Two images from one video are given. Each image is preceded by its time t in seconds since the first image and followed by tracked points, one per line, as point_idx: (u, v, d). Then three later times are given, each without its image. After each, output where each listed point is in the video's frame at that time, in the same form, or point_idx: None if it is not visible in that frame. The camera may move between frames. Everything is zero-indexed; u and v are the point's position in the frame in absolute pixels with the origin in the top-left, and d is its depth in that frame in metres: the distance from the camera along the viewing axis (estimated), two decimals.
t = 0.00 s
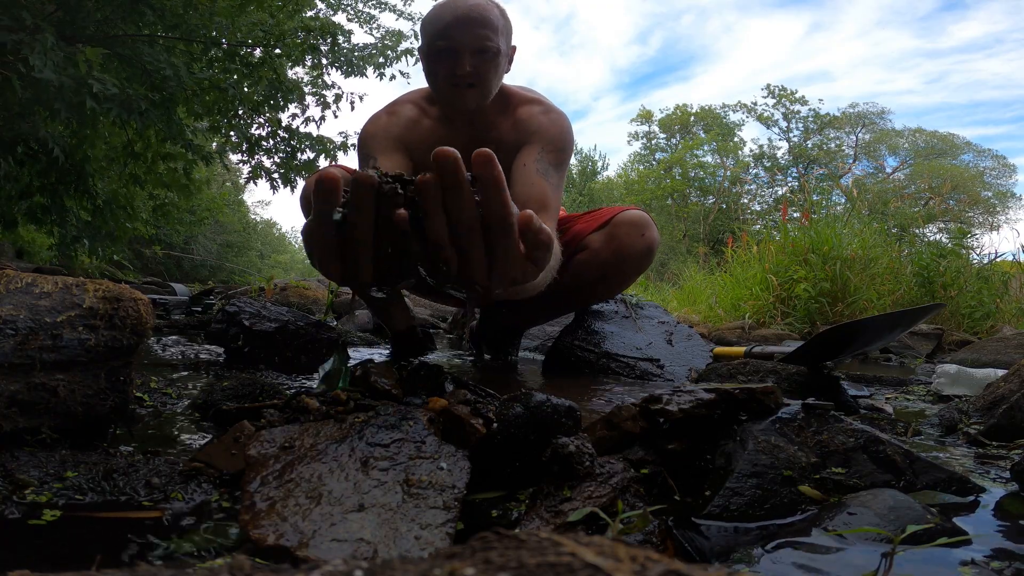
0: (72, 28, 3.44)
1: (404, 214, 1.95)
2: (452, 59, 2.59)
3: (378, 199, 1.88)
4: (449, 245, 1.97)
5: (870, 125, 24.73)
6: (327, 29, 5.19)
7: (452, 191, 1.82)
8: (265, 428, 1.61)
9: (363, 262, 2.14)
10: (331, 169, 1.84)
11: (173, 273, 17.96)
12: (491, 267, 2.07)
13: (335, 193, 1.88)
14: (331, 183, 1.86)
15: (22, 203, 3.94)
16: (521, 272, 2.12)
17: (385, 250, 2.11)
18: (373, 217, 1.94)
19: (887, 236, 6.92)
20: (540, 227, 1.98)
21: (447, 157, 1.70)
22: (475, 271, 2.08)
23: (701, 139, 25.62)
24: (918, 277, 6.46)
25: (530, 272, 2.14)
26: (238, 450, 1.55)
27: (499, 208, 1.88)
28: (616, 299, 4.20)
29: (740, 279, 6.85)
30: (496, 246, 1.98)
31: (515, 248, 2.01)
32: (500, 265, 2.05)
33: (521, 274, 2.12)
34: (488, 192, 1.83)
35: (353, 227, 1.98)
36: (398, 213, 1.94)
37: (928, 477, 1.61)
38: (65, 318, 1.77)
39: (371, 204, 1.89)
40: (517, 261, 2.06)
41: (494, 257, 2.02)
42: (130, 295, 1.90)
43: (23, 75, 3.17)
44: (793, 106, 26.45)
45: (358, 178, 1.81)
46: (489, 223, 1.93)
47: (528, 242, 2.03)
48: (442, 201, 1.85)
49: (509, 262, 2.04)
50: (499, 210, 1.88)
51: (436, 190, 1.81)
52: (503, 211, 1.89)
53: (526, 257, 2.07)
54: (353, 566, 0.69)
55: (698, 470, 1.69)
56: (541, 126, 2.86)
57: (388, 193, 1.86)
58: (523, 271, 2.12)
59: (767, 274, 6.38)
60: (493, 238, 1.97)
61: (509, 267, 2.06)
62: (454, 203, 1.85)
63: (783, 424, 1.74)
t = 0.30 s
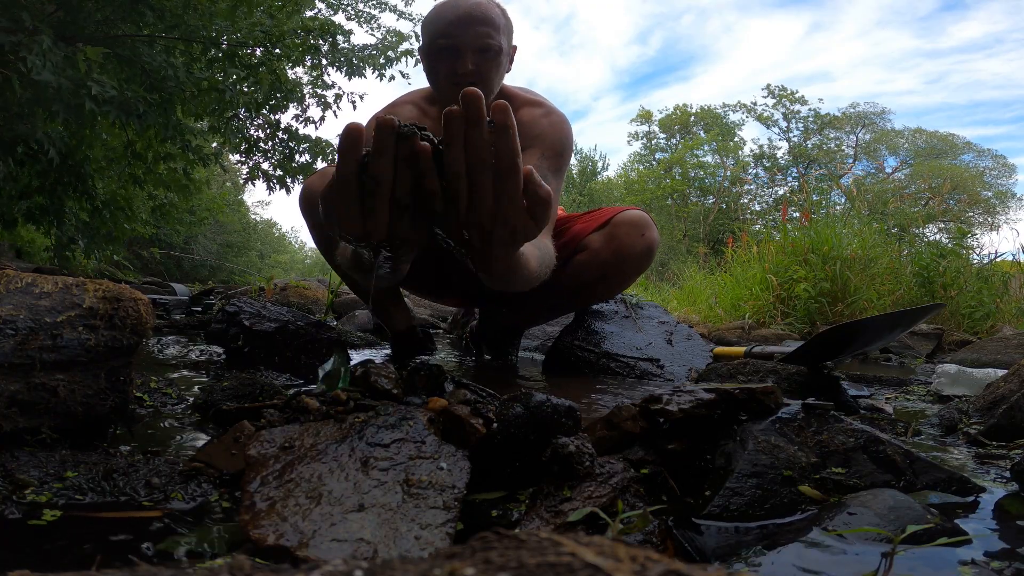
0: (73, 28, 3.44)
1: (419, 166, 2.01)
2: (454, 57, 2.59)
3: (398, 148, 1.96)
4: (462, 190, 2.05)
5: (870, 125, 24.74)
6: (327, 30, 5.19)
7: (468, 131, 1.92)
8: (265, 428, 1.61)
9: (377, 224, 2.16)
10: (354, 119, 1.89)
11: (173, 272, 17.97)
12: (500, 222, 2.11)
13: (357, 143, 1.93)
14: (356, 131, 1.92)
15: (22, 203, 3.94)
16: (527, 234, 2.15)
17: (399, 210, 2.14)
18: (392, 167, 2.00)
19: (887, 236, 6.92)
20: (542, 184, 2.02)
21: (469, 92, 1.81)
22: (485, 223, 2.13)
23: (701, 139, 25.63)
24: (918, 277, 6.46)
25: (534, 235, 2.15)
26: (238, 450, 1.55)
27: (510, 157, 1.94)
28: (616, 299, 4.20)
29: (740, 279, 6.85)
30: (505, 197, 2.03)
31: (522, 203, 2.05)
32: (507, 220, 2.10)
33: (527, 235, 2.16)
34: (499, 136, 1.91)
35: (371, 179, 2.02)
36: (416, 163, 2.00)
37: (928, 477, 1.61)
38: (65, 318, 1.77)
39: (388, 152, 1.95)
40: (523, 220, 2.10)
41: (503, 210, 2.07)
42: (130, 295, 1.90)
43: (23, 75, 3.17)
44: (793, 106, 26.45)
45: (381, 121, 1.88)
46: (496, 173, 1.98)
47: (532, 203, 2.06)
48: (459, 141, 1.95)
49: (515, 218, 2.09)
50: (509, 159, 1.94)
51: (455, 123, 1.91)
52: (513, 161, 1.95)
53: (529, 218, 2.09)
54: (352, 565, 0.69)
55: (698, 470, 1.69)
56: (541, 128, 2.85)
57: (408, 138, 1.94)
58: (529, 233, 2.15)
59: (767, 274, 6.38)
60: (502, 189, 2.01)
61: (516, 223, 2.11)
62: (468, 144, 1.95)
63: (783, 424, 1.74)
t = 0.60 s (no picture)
0: (72, 28, 3.44)
1: (427, 162, 2.01)
2: (457, 57, 2.59)
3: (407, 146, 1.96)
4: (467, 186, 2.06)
5: (870, 125, 24.73)
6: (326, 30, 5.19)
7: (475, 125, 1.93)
8: (265, 428, 1.61)
9: (384, 224, 2.15)
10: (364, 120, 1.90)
11: (173, 272, 17.98)
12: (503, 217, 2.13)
13: (366, 143, 1.93)
14: (365, 130, 1.92)
15: (20, 203, 3.93)
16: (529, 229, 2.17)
17: (406, 210, 2.14)
18: (400, 165, 2.00)
19: (887, 236, 6.92)
20: (544, 176, 2.04)
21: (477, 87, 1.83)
22: (489, 218, 2.14)
23: (701, 139, 25.63)
24: (918, 277, 6.46)
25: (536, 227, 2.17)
26: (238, 450, 1.55)
27: (514, 150, 1.96)
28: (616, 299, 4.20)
29: (740, 279, 6.85)
30: (510, 191, 2.05)
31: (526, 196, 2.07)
32: (510, 214, 2.11)
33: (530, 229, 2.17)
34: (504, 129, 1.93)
35: (379, 179, 2.02)
36: (423, 159, 2.01)
37: (928, 477, 1.61)
38: (65, 318, 1.77)
39: (397, 148, 1.95)
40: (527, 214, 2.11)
41: (507, 204, 2.08)
42: (130, 295, 1.91)
43: (23, 76, 3.17)
44: (793, 106, 26.45)
45: (392, 119, 1.88)
46: (500, 168, 1.99)
47: (534, 197, 2.07)
48: (466, 136, 1.96)
49: (519, 212, 2.10)
50: (514, 153, 1.96)
51: (463, 117, 1.92)
52: (517, 153, 1.97)
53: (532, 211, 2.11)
54: (352, 566, 0.69)
55: (698, 470, 1.69)
56: (541, 130, 2.85)
57: (417, 134, 1.95)
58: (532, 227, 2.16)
59: (767, 274, 6.38)
60: (507, 184, 2.03)
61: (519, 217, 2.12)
62: (473, 138, 1.96)
63: (783, 424, 1.74)
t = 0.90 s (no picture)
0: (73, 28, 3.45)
1: (426, 162, 2.01)
2: (460, 57, 2.58)
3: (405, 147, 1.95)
4: (467, 182, 2.05)
5: (870, 125, 24.72)
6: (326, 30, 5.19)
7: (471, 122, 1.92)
8: (265, 428, 1.61)
9: (387, 223, 2.17)
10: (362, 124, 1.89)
11: (173, 272, 17.99)
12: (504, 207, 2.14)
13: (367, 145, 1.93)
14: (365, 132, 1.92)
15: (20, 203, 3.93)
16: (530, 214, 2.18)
17: (409, 210, 2.14)
18: (401, 165, 2.00)
19: (887, 236, 6.92)
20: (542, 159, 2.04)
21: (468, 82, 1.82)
22: (491, 210, 2.15)
23: (701, 139, 25.64)
24: (918, 277, 6.46)
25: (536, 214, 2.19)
26: (238, 450, 1.55)
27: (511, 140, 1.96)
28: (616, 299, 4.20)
29: (740, 279, 6.86)
30: (509, 184, 2.05)
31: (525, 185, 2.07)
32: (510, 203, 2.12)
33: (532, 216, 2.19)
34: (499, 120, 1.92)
35: (380, 179, 2.02)
36: (423, 159, 2.00)
37: (928, 477, 1.61)
38: (65, 318, 1.77)
39: (396, 150, 1.95)
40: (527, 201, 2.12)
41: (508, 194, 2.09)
42: (130, 295, 1.91)
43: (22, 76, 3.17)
44: (793, 106, 26.45)
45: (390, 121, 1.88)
46: (499, 160, 2.00)
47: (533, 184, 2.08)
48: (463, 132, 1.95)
49: (519, 200, 2.11)
50: (511, 142, 1.96)
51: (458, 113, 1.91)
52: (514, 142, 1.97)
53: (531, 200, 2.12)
54: (352, 566, 0.69)
55: (697, 470, 1.69)
56: (542, 131, 2.84)
57: (416, 134, 1.94)
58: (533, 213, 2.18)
59: (767, 274, 6.38)
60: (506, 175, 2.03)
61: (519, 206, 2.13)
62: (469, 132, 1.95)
63: (783, 424, 1.74)
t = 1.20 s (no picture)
0: (72, 28, 3.44)
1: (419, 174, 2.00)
2: (460, 57, 2.58)
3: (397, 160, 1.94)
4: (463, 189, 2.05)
5: (870, 125, 24.71)
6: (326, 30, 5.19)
7: (459, 139, 1.89)
8: (265, 428, 1.61)
9: (385, 231, 2.17)
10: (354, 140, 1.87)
11: (173, 272, 18.00)
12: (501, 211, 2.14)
13: (361, 159, 1.92)
14: (358, 147, 1.90)
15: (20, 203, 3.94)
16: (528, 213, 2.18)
17: (405, 218, 2.15)
18: (396, 178, 1.99)
19: (887, 236, 6.92)
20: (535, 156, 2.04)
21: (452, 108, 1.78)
22: (489, 213, 2.15)
23: (701, 139, 25.65)
24: (918, 277, 6.46)
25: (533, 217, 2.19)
26: (238, 450, 1.55)
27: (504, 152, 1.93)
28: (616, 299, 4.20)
29: (740, 279, 6.86)
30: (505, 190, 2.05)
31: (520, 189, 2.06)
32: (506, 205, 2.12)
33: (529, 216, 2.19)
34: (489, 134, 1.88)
35: (375, 192, 2.02)
36: (418, 172, 1.99)
37: (928, 477, 1.61)
38: (65, 318, 1.77)
39: (389, 164, 1.93)
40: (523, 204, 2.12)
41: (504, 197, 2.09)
42: (130, 295, 1.91)
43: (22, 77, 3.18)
44: (793, 106, 26.46)
45: (382, 136, 1.86)
46: (492, 169, 1.98)
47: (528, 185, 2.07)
48: (451, 148, 1.93)
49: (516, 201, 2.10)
50: (504, 156, 1.94)
51: (445, 130, 1.88)
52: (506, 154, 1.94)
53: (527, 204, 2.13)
54: (352, 566, 0.69)
55: (698, 470, 1.69)
56: (542, 131, 2.84)
57: (410, 147, 1.92)
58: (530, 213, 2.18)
59: (767, 274, 6.38)
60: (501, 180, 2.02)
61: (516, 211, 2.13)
62: (458, 147, 1.92)
63: (783, 424, 1.74)
